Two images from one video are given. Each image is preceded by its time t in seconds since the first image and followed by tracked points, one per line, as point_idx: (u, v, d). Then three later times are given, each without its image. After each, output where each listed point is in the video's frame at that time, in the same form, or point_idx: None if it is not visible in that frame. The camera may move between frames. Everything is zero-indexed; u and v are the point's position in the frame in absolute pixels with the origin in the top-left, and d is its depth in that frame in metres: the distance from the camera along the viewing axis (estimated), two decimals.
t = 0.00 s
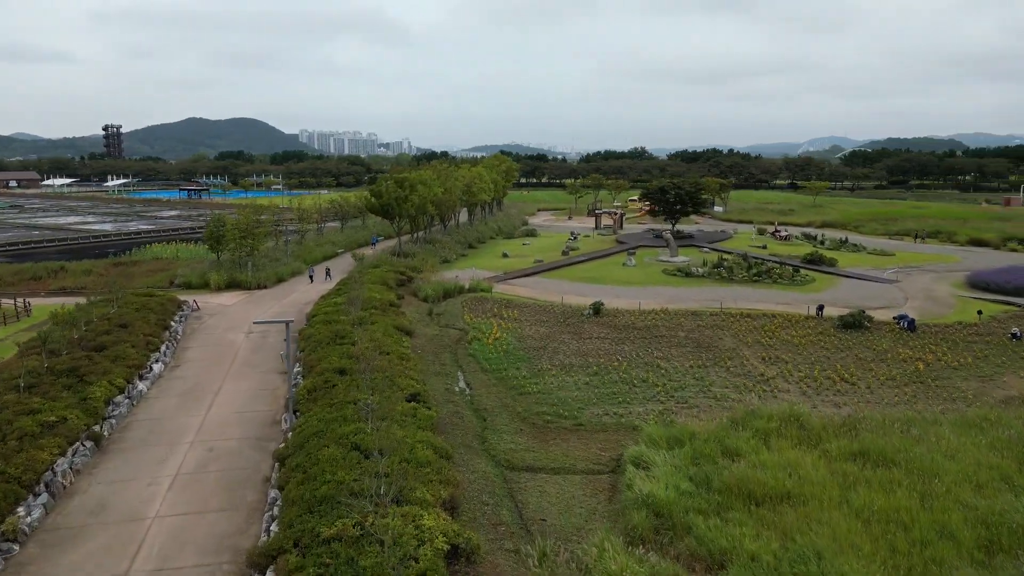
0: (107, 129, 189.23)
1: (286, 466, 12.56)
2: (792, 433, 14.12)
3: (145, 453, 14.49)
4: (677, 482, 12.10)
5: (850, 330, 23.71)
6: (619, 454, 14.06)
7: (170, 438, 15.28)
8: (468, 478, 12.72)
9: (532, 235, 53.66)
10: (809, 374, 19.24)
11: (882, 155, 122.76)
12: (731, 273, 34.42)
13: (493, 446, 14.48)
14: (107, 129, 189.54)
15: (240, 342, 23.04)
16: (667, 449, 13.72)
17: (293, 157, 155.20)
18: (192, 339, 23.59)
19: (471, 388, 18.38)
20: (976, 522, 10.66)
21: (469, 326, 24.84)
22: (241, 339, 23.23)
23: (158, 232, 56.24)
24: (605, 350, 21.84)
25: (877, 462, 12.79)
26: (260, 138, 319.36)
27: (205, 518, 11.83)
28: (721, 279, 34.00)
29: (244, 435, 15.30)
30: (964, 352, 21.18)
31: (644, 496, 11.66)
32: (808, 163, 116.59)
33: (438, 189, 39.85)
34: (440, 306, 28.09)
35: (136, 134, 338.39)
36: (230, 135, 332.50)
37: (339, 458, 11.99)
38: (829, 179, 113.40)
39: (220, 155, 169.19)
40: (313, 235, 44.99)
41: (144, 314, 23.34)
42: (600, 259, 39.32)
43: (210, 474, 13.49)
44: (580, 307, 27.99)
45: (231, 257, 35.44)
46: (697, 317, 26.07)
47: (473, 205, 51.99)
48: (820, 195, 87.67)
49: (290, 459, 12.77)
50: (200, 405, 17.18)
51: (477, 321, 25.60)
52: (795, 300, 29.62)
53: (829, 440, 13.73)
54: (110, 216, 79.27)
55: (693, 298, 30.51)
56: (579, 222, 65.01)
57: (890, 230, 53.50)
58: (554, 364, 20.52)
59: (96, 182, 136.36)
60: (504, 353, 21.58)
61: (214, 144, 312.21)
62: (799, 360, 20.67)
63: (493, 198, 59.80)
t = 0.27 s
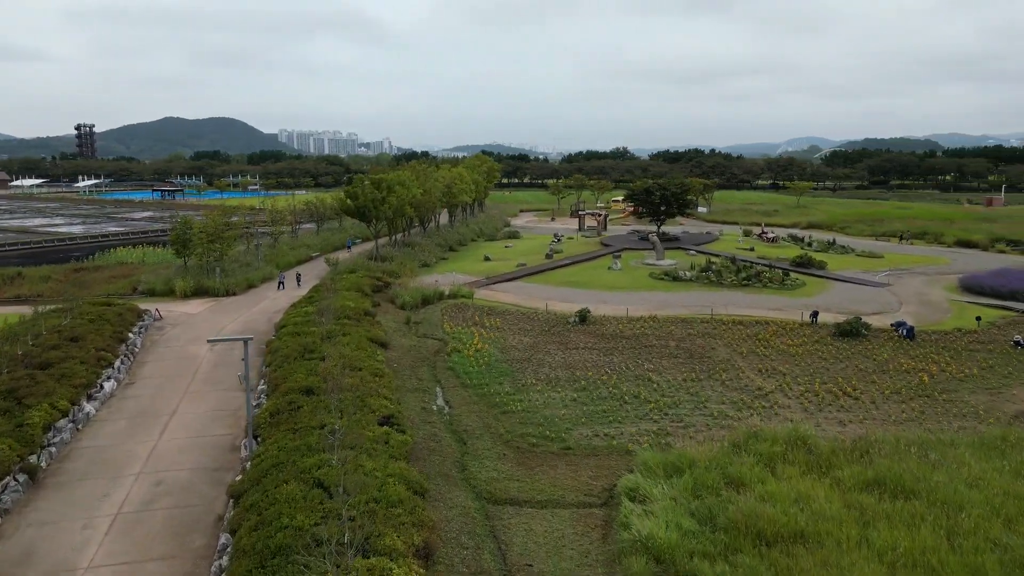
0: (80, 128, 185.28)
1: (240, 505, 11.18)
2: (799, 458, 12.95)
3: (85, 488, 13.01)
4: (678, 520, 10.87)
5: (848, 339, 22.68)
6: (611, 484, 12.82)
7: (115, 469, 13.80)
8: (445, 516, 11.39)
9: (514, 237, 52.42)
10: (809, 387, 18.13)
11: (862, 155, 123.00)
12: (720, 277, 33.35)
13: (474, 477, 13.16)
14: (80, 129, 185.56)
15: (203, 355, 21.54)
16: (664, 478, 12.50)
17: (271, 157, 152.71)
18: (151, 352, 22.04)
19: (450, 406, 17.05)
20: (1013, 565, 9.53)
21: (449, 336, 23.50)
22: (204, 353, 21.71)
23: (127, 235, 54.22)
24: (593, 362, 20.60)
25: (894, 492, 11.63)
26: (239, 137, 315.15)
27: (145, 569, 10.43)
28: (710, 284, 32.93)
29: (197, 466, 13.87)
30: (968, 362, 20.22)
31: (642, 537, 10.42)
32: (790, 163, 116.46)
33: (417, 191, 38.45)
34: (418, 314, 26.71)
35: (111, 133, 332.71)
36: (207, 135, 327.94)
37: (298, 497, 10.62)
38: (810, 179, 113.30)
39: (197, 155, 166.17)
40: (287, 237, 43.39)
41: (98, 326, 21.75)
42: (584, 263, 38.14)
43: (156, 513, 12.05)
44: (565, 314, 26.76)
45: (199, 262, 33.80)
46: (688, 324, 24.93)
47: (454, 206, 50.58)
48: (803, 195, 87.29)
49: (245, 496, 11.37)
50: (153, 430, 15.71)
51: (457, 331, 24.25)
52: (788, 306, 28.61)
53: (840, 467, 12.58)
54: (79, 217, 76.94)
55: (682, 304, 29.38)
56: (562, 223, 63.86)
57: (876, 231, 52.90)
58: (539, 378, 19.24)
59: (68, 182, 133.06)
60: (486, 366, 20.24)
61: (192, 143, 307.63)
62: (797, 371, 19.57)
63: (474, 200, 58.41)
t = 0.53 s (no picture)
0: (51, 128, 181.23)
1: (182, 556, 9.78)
2: (809, 488, 11.78)
3: (11, 531, 11.53)
4: (681, 567, 9.62)
5: (845, 348, 21.64)
6: (604, 520, 11.56)
7: (48, 507, 12.33)
8: (419, 564, 10.05)
9: (495, 239, 51.09)
10: (811, 403, 17.02)
11: (843, 155, 123.18)
12: (708, 281, 32.29)
13: (451, 513, 11.85)
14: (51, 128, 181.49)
15: (161, 371, 20.02)
16: (663, 513, 11.26)
17: (248, 157, 150.10)
18: (105, 368, 20.47)
19: (427, 428, 15.70)
20: None
21: (426, 348, 22.14)
22: (162, 368, 20.19)
23: (93, 238, 52.18)
24: (580, 375, 19.35)
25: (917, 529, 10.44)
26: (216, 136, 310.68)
27: None
28: (698, 288, 31.86)
29: (142, 502, 12.44)
30: (972, 373, 19.25)
31: None
32: (772, 163, 116.27)
33: (394, 192, 37.02)
34: (394, 323, 25.32)
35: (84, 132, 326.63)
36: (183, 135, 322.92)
37: (248, 549, 9.24)
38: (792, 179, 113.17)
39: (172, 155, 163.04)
40: (260, 241, 41.76)
41: (46, 340, 20.15)
42: (568, 266, 36.92)
43: (89, 562, 10.61)
44: (549, 322, 25.50)
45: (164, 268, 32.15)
46: (678, 333, 23.77)
47: (433, 208, 49.17)
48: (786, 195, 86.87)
49: (188, 544, 9.98)
50: (96, 459, 14.21)
51: (435, 341, 22.90)
52: (779, 313, 27.58)
53: (855, 499, 11.42)
54: (46, 219, 74.51)
55: (671, 310, 28.24)
56: (545, 225, 62.63)
57: (862, 232, 52.28)
58: (523, 393, 17.94)
59: (37, 183, 129.68)
60: (466, 380, 18.91)
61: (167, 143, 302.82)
62: (796, 384, 18.45)
63: (455, 201, 56.99)
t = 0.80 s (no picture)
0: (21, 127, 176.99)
1: None
2: (825, 526, 10.58)
3: None
4: None
5: (844, 358, 20.58)
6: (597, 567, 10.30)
7: None
8: None
9: (476, 241, 49.74)
10: (815, 420, 15.88)
11: (824, 155, 123.34)
12: (697, 286, 31.17)
13: (425, 558, 10.52)
14: (21, 128, 177.30)
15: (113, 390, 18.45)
16: (663, 557, 10.02)
17: (224, 157, 147.42)
18: (52, 386, 18.85)
19: (401, 454, 14.33)
20: None
21: (402, 361, 20.75)
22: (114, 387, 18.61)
23: (57, 241, 50.08)
24: (567, 391, 18.07)
25: (948, 573, 9.25)
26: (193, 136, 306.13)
27: None
28: (687, 294, 30.72)
29: (74, 549, 10.96)
30: (979, 385, 18.26)
31: None
32: (754, 163, 116.04)
33: (371, 194, 35.56)
34: (369, 333, 23.92)
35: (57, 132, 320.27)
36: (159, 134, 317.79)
37: None
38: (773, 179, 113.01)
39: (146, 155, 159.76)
40: (230, 244, 40.09)
41: None
42: (552, 270, 35.69)
43: None
44: (533, 331, 24.22)
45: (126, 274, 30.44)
46: (668, 342, 22.59)
47: (412, 209, 47.67)
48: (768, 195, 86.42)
49: None
50: (28, 495, 12.68)
51: (412, 354, 21.51)
52: (771, 319, 26.51)
53: (875, 539, 10.26)
54: (11, 221, 71.93)
55: (659, 317, 27.09)
56: (527, 226, 61.37)
57: (848, 233, 51.63)
58: (505, 412, 16.61)
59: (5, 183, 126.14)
60: (444, 398, 17.54)
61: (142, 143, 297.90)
62: (796, 399, 17.32)
63: (434, 202, 55.51)
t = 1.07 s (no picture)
0: None
1: None
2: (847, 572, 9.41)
3: None
4: None
5: (845, 369, 19.52)
6: None
7: None
8: None
9: (458, 244, 48.40)
10: (820, 441, 14.76)
11: (806, 155, 123.33)
12: (686, 291, 30.08)
13: None
14: None
15: (60, 412, 16.90)
16: None
17: (201, 157, 144.63)
18: None
19: (372, 485, 12.99)
20: None
21: (377, 376, 19.39)
22: (62, 409, 17.07)
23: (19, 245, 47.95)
24: (554, 408, 16.82)
25: None
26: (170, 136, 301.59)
27: None
28: (675, 299, 29.62)
29: None
30: (989, 398, 17.26)
31: None
32: (737, 163, 115.63)
33: (346, 196, 34.09)
34: (342, 344, 22.54)
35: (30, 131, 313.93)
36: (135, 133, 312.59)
37: None
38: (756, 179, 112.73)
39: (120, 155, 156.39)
40: (200, 248, 38.40)
41: None
42: (536, 274, 34.48)
43: None
44: (516, 341, 22.96)
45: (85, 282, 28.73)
46: (659, 352, 21.43)
47: (391, 211, 46.21)
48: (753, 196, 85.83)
49: None
50: None
51: (387, 367, 20.16)
52: (765, 326, 25.45)
53: None
54: None
55: (648, 324, 25.94)
56: (509, 228, 60.11)
57: (835, 234, 50.92)
58: (488, 433, 15.32)
59: None
60: (421, 417, 16.22)
61: (118, 142, 292.75)
62: (798, 416, 16.21)
63: (415, 203, 54.07)
